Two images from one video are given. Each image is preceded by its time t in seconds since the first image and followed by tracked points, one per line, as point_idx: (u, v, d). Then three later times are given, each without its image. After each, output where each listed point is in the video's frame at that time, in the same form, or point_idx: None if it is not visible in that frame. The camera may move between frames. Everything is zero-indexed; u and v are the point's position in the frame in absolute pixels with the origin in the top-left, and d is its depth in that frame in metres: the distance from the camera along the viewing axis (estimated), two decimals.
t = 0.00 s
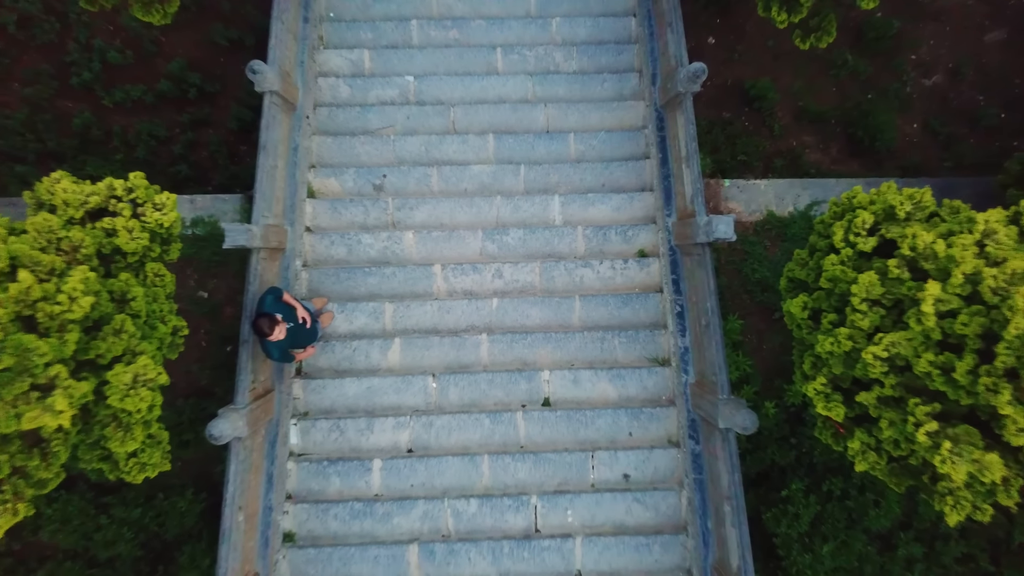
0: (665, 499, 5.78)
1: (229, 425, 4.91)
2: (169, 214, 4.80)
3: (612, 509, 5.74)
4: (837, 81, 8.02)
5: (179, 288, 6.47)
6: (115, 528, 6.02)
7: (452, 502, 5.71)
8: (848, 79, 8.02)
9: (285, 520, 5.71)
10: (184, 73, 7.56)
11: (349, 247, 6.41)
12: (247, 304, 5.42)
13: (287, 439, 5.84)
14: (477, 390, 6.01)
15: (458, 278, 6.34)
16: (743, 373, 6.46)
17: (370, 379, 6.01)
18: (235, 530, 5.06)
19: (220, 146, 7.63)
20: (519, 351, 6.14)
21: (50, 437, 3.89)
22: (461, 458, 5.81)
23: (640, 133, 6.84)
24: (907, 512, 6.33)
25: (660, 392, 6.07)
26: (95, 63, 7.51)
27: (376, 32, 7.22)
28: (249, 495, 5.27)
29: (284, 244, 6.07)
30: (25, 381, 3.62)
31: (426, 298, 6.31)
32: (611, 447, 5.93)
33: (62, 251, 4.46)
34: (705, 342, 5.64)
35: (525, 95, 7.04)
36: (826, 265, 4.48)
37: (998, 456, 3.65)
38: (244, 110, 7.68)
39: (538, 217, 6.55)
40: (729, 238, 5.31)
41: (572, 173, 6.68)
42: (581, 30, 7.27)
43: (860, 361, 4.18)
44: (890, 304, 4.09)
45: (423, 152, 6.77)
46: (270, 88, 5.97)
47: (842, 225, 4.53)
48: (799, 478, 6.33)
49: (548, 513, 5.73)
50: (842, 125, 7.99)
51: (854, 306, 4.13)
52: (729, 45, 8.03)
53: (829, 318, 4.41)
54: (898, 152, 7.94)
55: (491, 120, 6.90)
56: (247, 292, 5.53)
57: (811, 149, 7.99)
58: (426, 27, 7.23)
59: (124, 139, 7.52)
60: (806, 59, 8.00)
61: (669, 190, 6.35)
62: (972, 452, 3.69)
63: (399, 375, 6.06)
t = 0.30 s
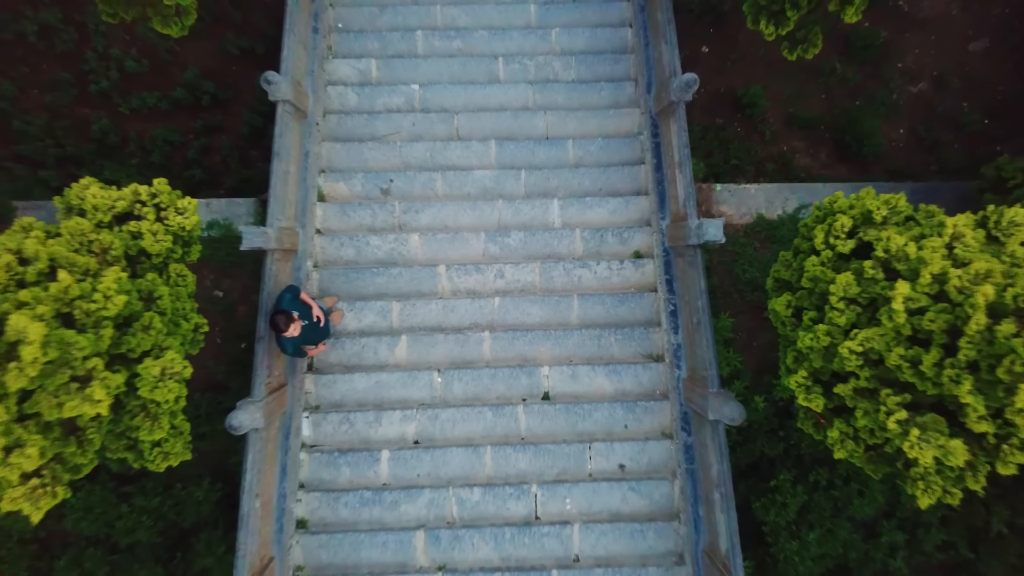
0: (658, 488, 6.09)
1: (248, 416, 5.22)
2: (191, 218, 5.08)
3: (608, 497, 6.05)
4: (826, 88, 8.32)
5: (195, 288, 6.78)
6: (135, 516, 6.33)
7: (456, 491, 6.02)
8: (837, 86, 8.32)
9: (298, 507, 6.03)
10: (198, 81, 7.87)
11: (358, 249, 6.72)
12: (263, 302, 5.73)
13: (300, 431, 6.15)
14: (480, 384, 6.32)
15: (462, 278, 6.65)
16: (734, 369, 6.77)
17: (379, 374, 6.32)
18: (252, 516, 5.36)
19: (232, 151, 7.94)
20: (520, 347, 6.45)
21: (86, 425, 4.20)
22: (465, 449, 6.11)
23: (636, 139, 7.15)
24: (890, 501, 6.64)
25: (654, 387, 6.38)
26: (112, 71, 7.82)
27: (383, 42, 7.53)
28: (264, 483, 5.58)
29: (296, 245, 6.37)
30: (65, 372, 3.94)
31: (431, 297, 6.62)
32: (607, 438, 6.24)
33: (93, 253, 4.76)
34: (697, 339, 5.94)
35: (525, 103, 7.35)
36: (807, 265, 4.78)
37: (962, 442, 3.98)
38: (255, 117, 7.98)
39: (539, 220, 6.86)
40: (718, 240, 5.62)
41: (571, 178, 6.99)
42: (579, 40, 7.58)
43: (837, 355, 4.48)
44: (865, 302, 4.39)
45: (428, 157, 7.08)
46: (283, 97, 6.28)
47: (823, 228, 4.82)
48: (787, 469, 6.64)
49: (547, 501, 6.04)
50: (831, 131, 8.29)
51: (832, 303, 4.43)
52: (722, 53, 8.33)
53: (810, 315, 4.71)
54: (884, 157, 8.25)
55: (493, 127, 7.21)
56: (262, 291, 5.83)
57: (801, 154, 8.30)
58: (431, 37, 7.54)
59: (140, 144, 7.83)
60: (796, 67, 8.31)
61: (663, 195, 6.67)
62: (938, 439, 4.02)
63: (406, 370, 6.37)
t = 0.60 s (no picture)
0: (653, 479, 6.38)
1: (264, 409, 5.50)
2: (210, 221, 5.32)
3: (605, 488, 6.33)
4: (818, 94, 8.59)
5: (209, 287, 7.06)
6: (153, 507, 6.61)
7: (460, 482, 6.30)
8: (828, 93, 8.58)
9: (309, 497, 6.31)
10: (210, 89, 8.16)
11: (366, 250, 7.00)
12: (276, 301, 6.01)
13: (310, 425, 6.43)
14: (483, 379, 6.60)
15: (465, 278, 6.93)
16: (726, 366, 7.06)
17: (386, 370, 6.60)
18: (267, 504, 5.65)
19: (243, 156, 8.23)
20: (521, 345, 6.73)
21: (116, 415, 4.49)
22: (469, 441, 6.40)
23: (632, 145, 7.44)
24: (877, 492, 6.93)
25: (650, 382, 6.66)
26: (128, 79, 8.10)
27: (389, 51, 7.81)
28: (277, 473, 5.86)
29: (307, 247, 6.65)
30: (98, 366, 4.22)
31: (436, 296, 6.91)
32: (605, 432, 6.52)
33: (119, 255, 5.04)
34: (690, 336, 6.23)
35: (526, 110, 7.63)
36: (792, 267, 5.04)
37: (933, 432, 4.28)
38: (266, 122, 8.27)
39: (539, 222, 7.14)
40: (710, 242, 5.90)
41: (570, 182, 7.28)
42: (578, 49, 7.86)
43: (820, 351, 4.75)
44: (845, 302, 4.67)
45: (433, 162, 7.36)
46: (295, 105, 6.56)
47: (807, 231, 5.08)
48: (778, 461, 6.93)
49: (547, 491, 6.33)
50: (822, 136, 8.57)
51: (815, 303, 4.70)
52: (717, 60, 8.60)
53: (795, 314, 4.98)
54: (874, 161, 8.54)
55: (495, 133, 7.49)
56: (276, 290, 6.12)
57: (793, 158, 8.58)
58: (435, 46, 7.83)
59: (154, 149, 8.11)
60: (788, 74, 8.59)
61: (658, 199, 6.96)
62: (911, 429, 4.32)
63: (412, 366, 6.65)
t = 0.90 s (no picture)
0: (646, 467, 6.84)
1: (286, 400, 5.96)
2: (236, 227, 5.71)
3: (602, 474, 6.79)
4: (805, 104, 9.02)
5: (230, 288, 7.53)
6: (178, 493, 7.07)
7: (466, 469, 6.76)
8: (814, 103, 9.01)
9: (326, 483, 6.77)
10: (228, 100, 8.61)
11: (377, 253, 7.46)
12: (296, 301, 6.46)
13: (327, 416, 6.89)
14: (487, 374, 7.06)
15: (471, 279, 7.39)
16: (715, 361, 7.52)
17: (396, 365, 7.06)
18: (288, 488, 6.11)
19: (259, 163, 8.70)
20: (523, 341, 7.17)
21: (156, 404, 4.95)
22: (474, 432, 6.86)
23: (628, 153, 7.89)
24: (856, 480, 7.39)
25: (643, 376, 7.11)
26: (150, 90, 8.54)
27: (397, 64, 8.26)
28: (297, 460, 6.32)
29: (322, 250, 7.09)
30: (143, 358, 4.69)
31: (443, 296, 7.37)
32: (601, 423, 6.98)
33: (155, 258, 5.45)
34: (680, 334, 6.68)
35: (528, 120, 8.08)
36: (772, 269, 5.48)
37: (895, 418, 4.76)
38: (281, 131, 8.73)
39: (540, 227, 7.60)
40: (699, 246, 6.36)
41: (569, 188, 7.74)
42: (577, 62, 8.30)
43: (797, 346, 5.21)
44: (819, 301, 5.12)
45: (440, 170, 7.82)
46: (312, 117, 7.00)
47: (786, 236, 5.51)
48: (763, 451, 7.38)
49: (547, 478, 6.79)
50: (808, 144, 9.01)
51: (792, 302, 5.16)
52: (709, 72, 9.05)
53: (774, 312, 5.42)
54: (857, 168, 9.00)
55: (498, 143, 7.95)
56: (295, 290, 6.57)
57: (781, 165, 9.03)
58: (441, 60, 8.28)
59: (175, 157, 8.56)
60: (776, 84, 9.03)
61: (651, 205, 7.42)
62: (877, 416, 4.79)
63: (421, 362, 7.11)
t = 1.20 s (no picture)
0: (641, 457, 7.23)
1: (303, 394, 6.34)
2: (255, 231, 5.97)
3: (599, 465, 7.18)
4: (795, 112, 9.39)
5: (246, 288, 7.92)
6: (197, 483, 7.45)
7: (471, 460, 7.15)
8: (804, 111, 9.38)
9: (338, 473, 7.16)
10: (243, 108, 9.01)
11: (386, 255, 7.85)
12: (310, 301, 6.85)
13: (339, 410, 7.27)
14: (491, 370, 7.45)
15: (475, 280, 7.78)
16: (708, 358, 7.91)
17: (405, 361, 7.44)
18: (305, 477, 6.50)
19: (272, 169, 9.09)
20: (524, 339, 7.57)
21: (185, 397, 5.37)
22: (479, 424, 7.25)
23: (624, 160, 8.28)
24: (842, 471, 7.76)
25: (639, 372, 7.50)
26: (168, 99, 8.92)
27: (405, 75, 8.64)
28: (312, 451, 6.70)
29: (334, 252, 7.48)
30: (174, 354, 5.17)
31: (449, 296, 7.76)
32: (599, 416, 7.38)
33: (182, 261, 5.76)
34: (673, 332, 7.07)
35: (529, 128, 8.48)
36: (758, 271, 5.85)
37: (869, 409, 5.18)
38: (293, 139, 9.13)
39: (540, 230, 7.98)
40: (690, 249, 6.75)
41: (568, 194, 8.14)
42: (576, 72, 8.69)
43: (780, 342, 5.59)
44: (800, 300, 5.51)
45: (446, 176, 8.21)
46: (325, 126, 7.38)
47: (771, 239, 5.87)
48: (753, 443, 7.76)
49: (547, 468, 7.18)
50: (798, 150, 9.40)
51: (776, 302, 5.55)
52: (702, 81, 9.44)
53: (759, 311, 5.80)
54: (845, 173, 9.39)
55: (501, 150, 8.34)
56: (310, 290, 6.96)
57: (772, 170, 9.41)
58: (447, 70, 8.67)
59: (191, 163, 8.95)
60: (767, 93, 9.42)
61: (646, 209, 7.80)
62: (853, 407, 5.20)
63: (428, 358, 7.50)
